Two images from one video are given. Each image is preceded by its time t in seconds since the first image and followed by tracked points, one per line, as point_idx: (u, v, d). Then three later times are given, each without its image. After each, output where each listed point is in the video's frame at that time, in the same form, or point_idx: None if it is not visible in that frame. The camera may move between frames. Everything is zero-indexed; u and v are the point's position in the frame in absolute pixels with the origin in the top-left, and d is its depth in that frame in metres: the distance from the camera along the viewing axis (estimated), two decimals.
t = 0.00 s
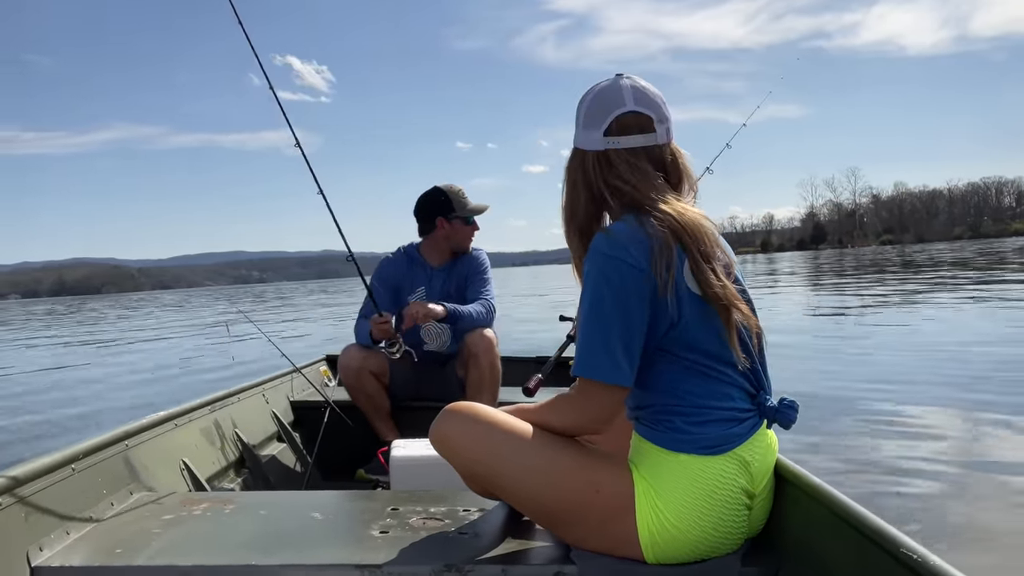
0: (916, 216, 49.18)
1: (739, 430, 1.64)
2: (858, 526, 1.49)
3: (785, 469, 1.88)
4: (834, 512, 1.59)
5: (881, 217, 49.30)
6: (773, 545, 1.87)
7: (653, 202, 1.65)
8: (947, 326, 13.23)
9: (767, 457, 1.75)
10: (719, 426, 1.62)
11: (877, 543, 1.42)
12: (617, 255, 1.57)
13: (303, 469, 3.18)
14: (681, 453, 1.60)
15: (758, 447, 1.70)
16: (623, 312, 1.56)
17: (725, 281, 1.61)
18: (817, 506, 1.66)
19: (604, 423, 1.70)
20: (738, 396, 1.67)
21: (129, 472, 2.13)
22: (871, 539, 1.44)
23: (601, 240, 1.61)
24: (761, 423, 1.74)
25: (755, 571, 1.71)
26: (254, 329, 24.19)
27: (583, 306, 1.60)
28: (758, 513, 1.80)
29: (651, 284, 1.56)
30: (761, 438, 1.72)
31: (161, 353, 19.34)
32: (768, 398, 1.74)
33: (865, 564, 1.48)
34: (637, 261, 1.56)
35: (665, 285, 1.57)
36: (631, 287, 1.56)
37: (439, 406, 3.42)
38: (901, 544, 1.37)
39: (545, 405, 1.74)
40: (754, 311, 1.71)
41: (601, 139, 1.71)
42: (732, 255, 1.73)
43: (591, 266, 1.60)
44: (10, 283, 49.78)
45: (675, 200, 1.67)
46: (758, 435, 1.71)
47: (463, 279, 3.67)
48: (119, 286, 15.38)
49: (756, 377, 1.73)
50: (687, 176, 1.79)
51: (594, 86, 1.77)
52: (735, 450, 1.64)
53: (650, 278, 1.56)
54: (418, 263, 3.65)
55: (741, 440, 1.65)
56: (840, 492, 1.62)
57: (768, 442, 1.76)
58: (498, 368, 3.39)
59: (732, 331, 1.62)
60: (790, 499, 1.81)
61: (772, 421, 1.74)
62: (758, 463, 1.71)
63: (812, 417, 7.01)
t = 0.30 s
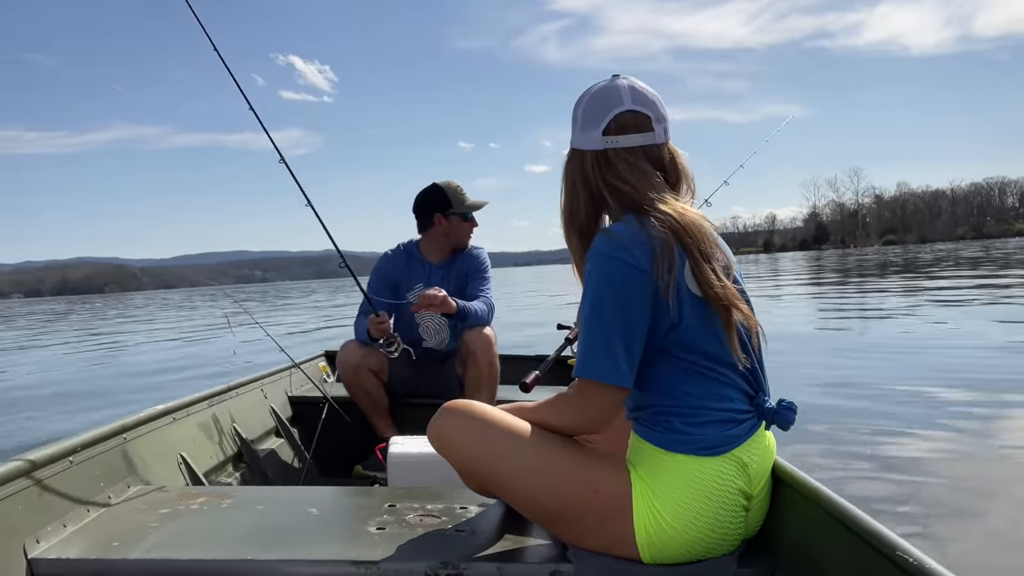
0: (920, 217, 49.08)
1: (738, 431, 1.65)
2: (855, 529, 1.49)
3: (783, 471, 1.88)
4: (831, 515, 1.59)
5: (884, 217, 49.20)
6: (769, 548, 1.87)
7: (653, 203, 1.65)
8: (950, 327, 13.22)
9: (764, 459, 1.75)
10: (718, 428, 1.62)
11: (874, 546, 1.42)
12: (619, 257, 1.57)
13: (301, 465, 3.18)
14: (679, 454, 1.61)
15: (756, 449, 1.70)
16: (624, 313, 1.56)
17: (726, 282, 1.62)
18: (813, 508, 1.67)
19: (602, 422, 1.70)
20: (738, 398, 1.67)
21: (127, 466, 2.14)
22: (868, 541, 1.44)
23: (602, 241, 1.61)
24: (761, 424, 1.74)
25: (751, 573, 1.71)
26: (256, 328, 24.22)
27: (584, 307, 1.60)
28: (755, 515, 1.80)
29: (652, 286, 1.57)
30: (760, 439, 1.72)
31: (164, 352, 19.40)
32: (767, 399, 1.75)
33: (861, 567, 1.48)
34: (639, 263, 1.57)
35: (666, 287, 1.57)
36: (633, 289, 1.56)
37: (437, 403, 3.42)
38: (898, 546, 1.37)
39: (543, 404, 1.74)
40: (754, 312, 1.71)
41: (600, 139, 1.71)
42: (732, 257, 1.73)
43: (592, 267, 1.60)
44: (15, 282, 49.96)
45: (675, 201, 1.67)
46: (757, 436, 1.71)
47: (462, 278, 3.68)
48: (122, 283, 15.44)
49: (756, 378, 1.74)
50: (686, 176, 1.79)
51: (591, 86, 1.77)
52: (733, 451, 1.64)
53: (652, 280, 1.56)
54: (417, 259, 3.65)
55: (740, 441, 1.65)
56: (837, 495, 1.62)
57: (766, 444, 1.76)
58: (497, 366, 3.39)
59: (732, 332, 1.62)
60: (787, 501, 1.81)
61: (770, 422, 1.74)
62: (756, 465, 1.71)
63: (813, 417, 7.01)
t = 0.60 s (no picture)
0: (922, 217, 49.00)
1: (739, 429, 1.64)
2: (856, 524, 1.49)
3: (784, 467, 1.87)
4: (834, 511, 1.59)
5: (887, 217, 49.14)
6: (771, 544, 1.86)
7: (653, 200, 1.65)
8: (953, 327, 13.21)
9: (766, 455, 1.75)
10: (720, 425, 1.62)
11: (876, 542, 1.42)
12: (619, 255, 1.56)
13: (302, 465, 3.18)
14: (680, 452, 1.60)
15: (758, 446, 1.70)
16: (625, 312, 1.55)
17: (727, 279, 1.61)
18: (815, 504, 1.66)
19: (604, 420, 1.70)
20: (740, 395, 1.66)
21: (129, 466, 2.14)
22: (870, 537, 1.44)
23: (602, 239, 1.60)
24: (762, 421, 1.74)
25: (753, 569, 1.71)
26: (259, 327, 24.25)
27: (585, 305, 1.60)
28: (756, 512, 1.79)
29: (654, 284, 1.56)
30: (762, 436, 1.72)
31: (167, 351, 19.45)
32: (769, 396, 1.74)
33: (863, 564, 1.48)
34: (641, 261, 1.56)
35: (667, 285, 1.57)
36: (634, 288, 1.55)
37: (439, 401, 3.41)
38: (900, 542, 1.36)
39: (545, 402, 1.74)
40: (755, 309, 1.71)
41: (600, 135, 1.71)
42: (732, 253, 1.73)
43: (592, 266, 1.60)
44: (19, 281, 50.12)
45: (675, 198, 1.67)
46: (758, 433, 1.71)
47: (460, 275, 3.66)
48: (124, 283, 15.48)
49: (758, 376, 1.73)
50: (685, 172, 1.79)
51: (590, 83, 1.76)
52: (734, 449, 1.64)
53: (653, 279, 1.56)
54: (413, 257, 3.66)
55: (741, 439, 1.65)
56: (839, 490, 1.62)
57: (768, 440, 1.75)
58: (501, 365, 3.39)
59: (733, 330, 1.62)
60: (788, 497, 1.80)
61: (772, 419, 1.73)
62: (758, 462, 1.70)
63: (815, 417, 7.00)
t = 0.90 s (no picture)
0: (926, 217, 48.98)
1: (741, 428, 1.64)
2: (860, 521, 1.49)
3: (787, 465, 1.86)
4: (836, 509, 1.58)
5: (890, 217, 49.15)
6: (773, 542, 1.86)
7: (652, 201, 1.64)
8: (958, 327, 13.16)
9: (769, 453, 1.74)
10: (722, 424, 1.62)
11: (881, 539, 1.41)
12: (619, 257, 1.56)
13: (305, 467, 3.18)
14: (681, 451, 1.61)
15: (760, 445, 1.69)
16: (627, 315, 1.54)
17: (727, 278, 1.61)
18: (818, 502, 1.66)
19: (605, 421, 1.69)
20: (742, 394, 1.66)
21: (131, 473, 2.14)
22: (874, 535, 1.43)
23: (603, 242, 1.59)
24: (765, 420, 1.74)
25: (756, 568, 1.70)
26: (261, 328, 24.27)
27: (585, 307, 1.59)
28: (760, 510, 1.79)
29: (654, 285, 1.56)
30: (764, 435, 1.71)
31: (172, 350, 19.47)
32: (771, 394, 1.74)
33: (867, 562, 1.47)
34: (641, 263, 1.55)
35: (667, 287, 1.56)
36: (634, 290, 1.55)
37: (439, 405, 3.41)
38: (906, 540, 1.36)
39: (546, 404, 1.74)
40: (756, 307, 1.71)
41: (597, 136, 1.70)
42: (732, 251, 1.73)
43: (592, 268, 1.59)
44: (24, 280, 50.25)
45: (673, 198, 1.67)
46: (761, 432, 1.70)
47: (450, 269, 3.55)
48: (128, 283, 15.50)
49: (759, 373, 1.73)
50: (683, 171, 1.79)
51: (586, 83, 1.75)
52: (737, 448, 1.64)
53: (653, 280, 1.56)
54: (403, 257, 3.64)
55: (743, 437, 1.64)
56: (842, 488, 1.61)
57: (770, 439, 1.75)
58: (496, 367, 3.38)
59: (733, 328, 1.62)
60: (791, 495, 1.80)
61: (774, 417, 1.73)
62: (761, 461, 1.70)
63: (820, 418, 6.98)
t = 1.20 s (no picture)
0: (929, 217, 48.87)
1: (742, 430, 1.63)
2: (862, 524, 1.48)
3: (789, 467, 1.86)
4: (838, 511, 1.58)
5: (893, 216, 49.08)
6: (775, 545, 1.85)
7: (650, 205, 1.64)
8: (960, 328, 13.15)
9: (770, 456, 1.74)
10: (722, 426, 1.61)
11: (883, 542, 1.41)
12: (618, 261, 1.55)
13: (306, 470, 3.18)
14: (682, 453, 1.61)
15: (761, 447, 1.69)
16: (626, 319, 1.54)
17: (725, 281, 1.61)
18: (820, 504, 1.65)
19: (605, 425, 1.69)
20: (742, 397, 1.66)
21: (133, 477, 2.14)
22: (875, 537, 1.43)
23: (601, 246, 1.59)
24: (766, 422, 1.73)
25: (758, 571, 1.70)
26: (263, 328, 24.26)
27: (584, 310, 1.59)
28: (762, 513, 1.79)
29: (653, 288, 1.56)
30: (765, 437, 1.71)
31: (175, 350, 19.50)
32: (771, 397, 1.73)
33: (868, 564, 1.47)
34: (640, 266, 1.55)
35: (666, 290, 1.56)
36: (633, 293, 1.54)
37: (439, 409, 3.41)
38: (908, 543, 1.35)
39: (547, 407, 1.74)
40: (755, 309, 1.70)
41: (594, 141, 1.70)
42: (732, 253, 1.73)
43: (591, 271, 1.59)
44: (28, 280, 50.41)
45: (671, 202, 1.66)
46: (762, 435, 1.70)
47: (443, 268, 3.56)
48: (131, 283, 15.53)
49: (759, 375, 1.73)
50: (681, 175, 1.78)
51: (581, 88, 1.75)
52: (738, 450, 1.63)
53: (652, 284, 1.55)
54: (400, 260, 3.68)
55: (744, 440, 1.64)
56: (843, 490, 1.61)
57: (771, 441, 1.75)
58: (495, 370, 3.37)
59: (733, 330, 1.61)
60: (792, 497, 1.80)
61: (775, 419, 1.73)
62: (761, 463, 1.69)
63: (823, 418, 6.95)
